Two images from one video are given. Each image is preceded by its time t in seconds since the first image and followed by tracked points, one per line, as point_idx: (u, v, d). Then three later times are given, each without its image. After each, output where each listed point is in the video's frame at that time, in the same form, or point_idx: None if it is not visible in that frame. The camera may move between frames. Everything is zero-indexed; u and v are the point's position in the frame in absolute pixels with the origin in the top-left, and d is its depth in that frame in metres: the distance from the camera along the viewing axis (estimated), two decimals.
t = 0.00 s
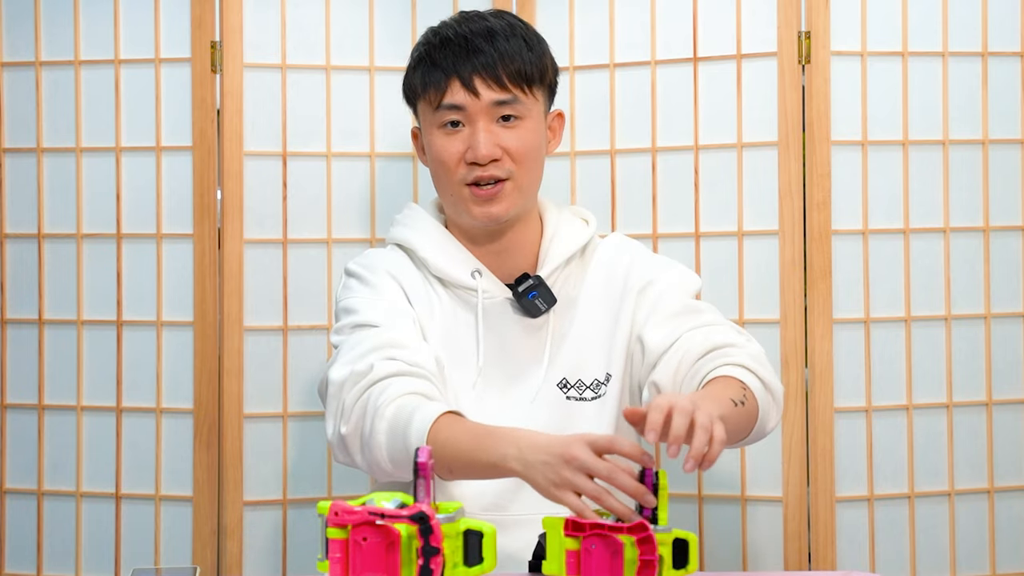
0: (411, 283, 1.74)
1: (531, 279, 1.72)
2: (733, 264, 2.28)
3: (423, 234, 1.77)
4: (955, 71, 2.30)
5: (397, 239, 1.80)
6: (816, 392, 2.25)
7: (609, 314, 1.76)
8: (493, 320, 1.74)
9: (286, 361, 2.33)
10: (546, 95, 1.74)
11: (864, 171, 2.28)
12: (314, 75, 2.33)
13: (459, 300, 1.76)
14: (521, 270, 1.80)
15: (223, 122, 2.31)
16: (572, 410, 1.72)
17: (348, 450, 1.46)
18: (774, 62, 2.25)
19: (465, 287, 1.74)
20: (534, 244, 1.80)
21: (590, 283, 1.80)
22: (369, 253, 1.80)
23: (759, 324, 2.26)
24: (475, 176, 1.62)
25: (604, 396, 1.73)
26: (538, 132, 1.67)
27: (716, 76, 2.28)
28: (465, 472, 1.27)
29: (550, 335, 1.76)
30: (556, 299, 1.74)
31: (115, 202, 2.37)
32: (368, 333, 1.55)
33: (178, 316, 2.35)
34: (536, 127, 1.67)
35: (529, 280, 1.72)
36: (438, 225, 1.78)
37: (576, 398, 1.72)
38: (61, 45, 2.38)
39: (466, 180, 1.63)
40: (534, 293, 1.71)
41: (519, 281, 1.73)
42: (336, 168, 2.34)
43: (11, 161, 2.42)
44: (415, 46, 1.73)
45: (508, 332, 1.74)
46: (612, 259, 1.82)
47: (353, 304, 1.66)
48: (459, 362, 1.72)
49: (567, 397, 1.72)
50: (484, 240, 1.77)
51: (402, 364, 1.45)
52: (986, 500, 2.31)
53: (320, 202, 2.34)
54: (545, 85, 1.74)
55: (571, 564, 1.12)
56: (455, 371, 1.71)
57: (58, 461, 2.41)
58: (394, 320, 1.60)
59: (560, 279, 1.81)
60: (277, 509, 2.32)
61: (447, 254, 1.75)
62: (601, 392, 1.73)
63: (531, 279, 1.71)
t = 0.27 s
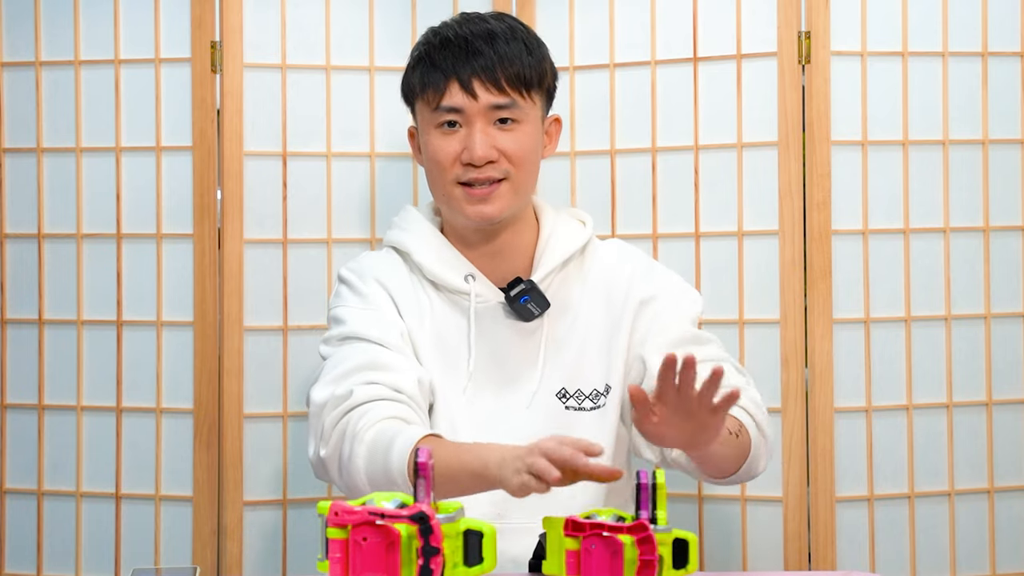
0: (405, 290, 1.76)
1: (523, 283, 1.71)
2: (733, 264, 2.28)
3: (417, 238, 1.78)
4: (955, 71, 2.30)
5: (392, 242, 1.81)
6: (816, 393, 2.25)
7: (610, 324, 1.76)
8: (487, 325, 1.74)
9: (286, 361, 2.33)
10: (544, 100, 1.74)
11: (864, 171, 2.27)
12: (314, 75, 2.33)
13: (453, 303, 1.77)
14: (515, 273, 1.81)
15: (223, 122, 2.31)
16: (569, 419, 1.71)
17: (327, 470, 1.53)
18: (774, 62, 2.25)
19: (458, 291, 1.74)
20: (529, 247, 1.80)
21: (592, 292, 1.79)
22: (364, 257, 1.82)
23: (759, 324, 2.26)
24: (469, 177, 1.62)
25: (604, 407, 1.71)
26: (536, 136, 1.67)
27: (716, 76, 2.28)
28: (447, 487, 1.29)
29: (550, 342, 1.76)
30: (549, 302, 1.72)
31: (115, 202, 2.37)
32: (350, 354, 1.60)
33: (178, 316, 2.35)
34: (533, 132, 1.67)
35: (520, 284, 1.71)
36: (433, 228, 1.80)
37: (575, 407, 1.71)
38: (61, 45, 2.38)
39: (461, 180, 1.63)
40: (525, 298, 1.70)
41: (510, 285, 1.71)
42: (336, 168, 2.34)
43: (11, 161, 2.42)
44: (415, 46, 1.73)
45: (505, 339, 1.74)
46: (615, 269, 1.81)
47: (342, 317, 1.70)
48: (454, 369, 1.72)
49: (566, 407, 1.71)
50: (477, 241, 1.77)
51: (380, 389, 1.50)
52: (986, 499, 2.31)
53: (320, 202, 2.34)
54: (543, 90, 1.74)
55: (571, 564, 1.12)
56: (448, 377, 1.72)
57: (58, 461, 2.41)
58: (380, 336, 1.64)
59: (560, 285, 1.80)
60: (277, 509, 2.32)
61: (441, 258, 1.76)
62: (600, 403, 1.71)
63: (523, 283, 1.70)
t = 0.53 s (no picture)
0: (403, 293, 1.76)
1: (521, 279, 1.71)
2: (733, 263, 2.28)
3: (415, 241, 1.79)
4: (955, 71, 2.30)
5: (391, 245, 1.82)
6: (816, 393, 2.25)
7: (610, 328, 1.75)
8: (487, 325, 1.74)
9: (286, 361, 2.33)
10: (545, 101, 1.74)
11: (864, 171, 2.27)
12: (314, 75, 2.33)
13: (451, 303, 1.77)
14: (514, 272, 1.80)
15: (223, 122, 2.31)
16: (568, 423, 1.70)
17: (324, 480, 1.55)
18: (774, 62, 2.25)
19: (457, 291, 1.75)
20: (528, 246, 1.80)
21: (593, 295, 1.79)
22: (362, 262, 1.82)
23: (759, 324, 2.26)
24: (469, 161, 1.59)
25: (601, 412, 1.71)
26: (535, 127, 1.66)
27: (716, 76, 2.28)
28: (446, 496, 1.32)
29: (550, 342, 1.75)
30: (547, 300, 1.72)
31: (115, 202, 2.37)
32: (349, 365, 1.62)
33: (178, 316, 2.35)
34: (533, 123, 1.66)
35: (518, 281, 1.71)
36: (431, 230, 1.80)
37: (573, 411, 1.71)
38: (61, 45, 2.38)
39: (460, 166, 1.60)
40: (525, 294, 1.70)
41: (509, 282, 1.71)
42: (336, 168, 2.34)
43: (11, 161, 2.42)
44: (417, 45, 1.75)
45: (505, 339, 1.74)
46: (615, 273, 1.81)
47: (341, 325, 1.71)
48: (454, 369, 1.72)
49: (566, 410, 1.71)
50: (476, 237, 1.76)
51: (380, 405, 1.52)
52: (986, 500, 2.31)
53: (320, 202, 2.34)
54: (544, 91, 1.74)
55: (571, 564, 1.12)
56: (446, 378, 1.71)
57: (58, 461, 2.41)
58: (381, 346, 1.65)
59: (560, 286, 1.80)
60: (277, 509, 2.32)
61: (439, 260, 1.77)
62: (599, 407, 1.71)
63: (520, 279, 1.70)
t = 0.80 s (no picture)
0: (401, 292, 1.76)
1: (517, 275, 1.70)
2: (733, 263, 2.28)
3: (411, 240, 1.79)
4: (955, 71, 2.30)
5: (388, 245, 1.82)
6: (816, 392, 2.25)
7: (608, 325, 1.75)
8: (485, 323, 1.75)
9: (286, 361, 2.33)
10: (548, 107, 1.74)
11: (864, 171, 2.27)
12: (314, 75, 2.33)
13: (448, 302, 1.77)
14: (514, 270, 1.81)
15: (223, 122, 2.31)
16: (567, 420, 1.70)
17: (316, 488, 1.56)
18: (774, 62, 2.25)
19: (454, 289, 1.75)
20: (527, 245, 1.81)
21: (592, 292, 1.79)
22: (358, 264, 1.82)
23: (759, 324, 2.26)
24: (476, 187, 1.61)
25: (599, 409, 1.71)
26: (540, 146, 1.67)
27: (716, 76, 2.28)
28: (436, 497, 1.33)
29: (548, 340, 1.75)
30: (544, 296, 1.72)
31: (115, 202, 2.37)
32: (341, 370, 1.62)
33: (178, 316, 2.35)
34: (539, 142, 1.67)
35: (515, 276, 1.70)
36: (426, 229, 1.80)
37: (571, 407, 1.71)
38: (61, 45, 2.38)
39: (468, 191, 1.62)
40: (521, 290, 1.69)
41: (505, 278, 1.70)
42: (336, 168, 2.34)
43: (11, 161, 2.42)
44: (419, 46, 1.72)
45: (504, 337, 1.74)
46: (613, 270, 1.81)
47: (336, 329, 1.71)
48: (453, 366, 1.72)
49: (563, 406, 1.71)
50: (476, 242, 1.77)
51: (368, 412, 1.52)
52: (986, 500, 2.31)
53: (320, 202, 2.34)
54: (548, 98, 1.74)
55: (571, 564, 1.12)
56: (443, 375, 1.71)
57: (58, 461, 2.41)
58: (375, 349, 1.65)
59: (558, 284, 1.80)
60: (277, 509, 2.32)
61: (435, 258, 1.77)
62: (597, 404, 1.71)
63: (518, 275, 1.69)
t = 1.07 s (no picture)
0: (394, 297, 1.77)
1: (514, 281, 1.70)
2: (733, 263, 2.28)
3: (409, 241, 1.80)
4: (955, 71, 2.30)
5: (386, 245, 1.82)
6: (816, 393, 2.25)
7: (609, 334, 1.76)
8: (483, 326, 1.74)
9: (286, 361, 2.33)
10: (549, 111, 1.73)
11: (864, 171, 2.27)
12: (314, 75, 2.33)
13: (445, 304, 1.76)
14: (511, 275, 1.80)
15: (223, 122, 2.31)
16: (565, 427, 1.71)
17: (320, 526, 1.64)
18: (774, 62, 2.25)
19: (451, 292, 1.74)
20: (524, 252, 1.81)
21: (593, 299, 1.79)
22: (354, 266, 1.83)
23: (759, 324, 2.27)
24: (481, 202, 1.61)
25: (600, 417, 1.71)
26: (542, 156, 1.66)
27: (716, 76, 2.28)
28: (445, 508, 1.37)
29: (547, 344, 1.75)
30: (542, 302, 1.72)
31: (114, 202, 2.37)
32: (324, 406, 1.68)
33: (178, 316, 2.35)
34: (542, 152, 1.66)
35: (512, 282, 1.69)
36: (425, 230, 1.80)
37: (571, 416, 1.71)
38: (61, 45, 2.38)
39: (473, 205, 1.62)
40: (518, 296, 1.69)
41: (503, 284, 1.70)
42: (336, 168, 2.34)
43: (11, 161, 2.42)
44: (420, 55, 1.71)
45: (501, 339, 1.73)
46: (614, 277, 1.81)
47: (323, 348, 1.75)
48: (450, 371, 1.72)
49: (562, 414, 1.71)
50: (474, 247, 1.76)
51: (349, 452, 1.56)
52: (986, 500, 2.31)
53: (320, 202, 2.34)
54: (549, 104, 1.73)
55: (571, 564, 1.12)
56: (440, 381, 1.71)
57: (58, 461, 2.42)
58: (356, 376, 1.69)
59: (557, 287, 1.79)
60: (277, 509, 2.32)
61: (433, 261, 1.77)
62: (595, 413, 1.71)
63: (515, 281, 1.69)
